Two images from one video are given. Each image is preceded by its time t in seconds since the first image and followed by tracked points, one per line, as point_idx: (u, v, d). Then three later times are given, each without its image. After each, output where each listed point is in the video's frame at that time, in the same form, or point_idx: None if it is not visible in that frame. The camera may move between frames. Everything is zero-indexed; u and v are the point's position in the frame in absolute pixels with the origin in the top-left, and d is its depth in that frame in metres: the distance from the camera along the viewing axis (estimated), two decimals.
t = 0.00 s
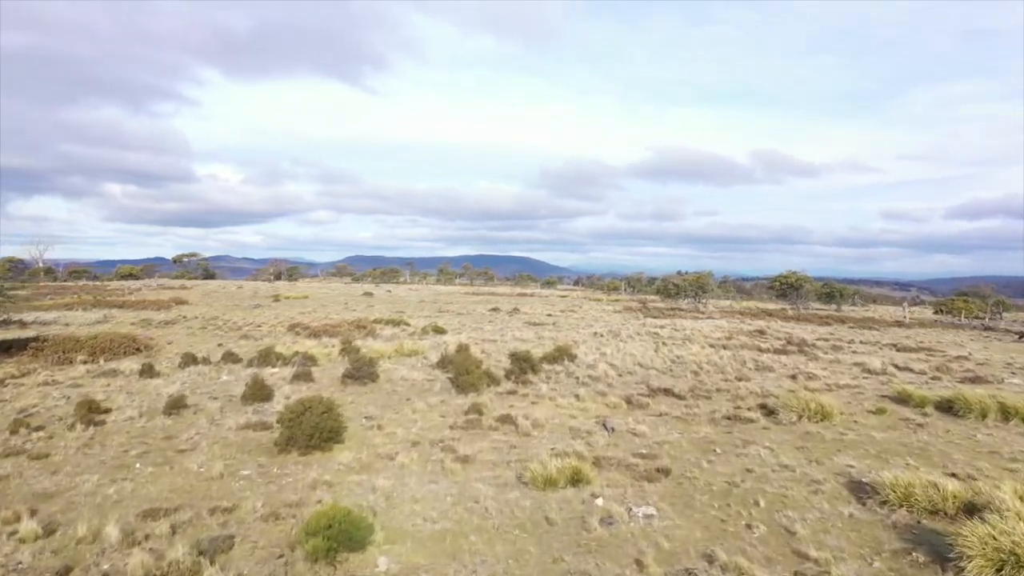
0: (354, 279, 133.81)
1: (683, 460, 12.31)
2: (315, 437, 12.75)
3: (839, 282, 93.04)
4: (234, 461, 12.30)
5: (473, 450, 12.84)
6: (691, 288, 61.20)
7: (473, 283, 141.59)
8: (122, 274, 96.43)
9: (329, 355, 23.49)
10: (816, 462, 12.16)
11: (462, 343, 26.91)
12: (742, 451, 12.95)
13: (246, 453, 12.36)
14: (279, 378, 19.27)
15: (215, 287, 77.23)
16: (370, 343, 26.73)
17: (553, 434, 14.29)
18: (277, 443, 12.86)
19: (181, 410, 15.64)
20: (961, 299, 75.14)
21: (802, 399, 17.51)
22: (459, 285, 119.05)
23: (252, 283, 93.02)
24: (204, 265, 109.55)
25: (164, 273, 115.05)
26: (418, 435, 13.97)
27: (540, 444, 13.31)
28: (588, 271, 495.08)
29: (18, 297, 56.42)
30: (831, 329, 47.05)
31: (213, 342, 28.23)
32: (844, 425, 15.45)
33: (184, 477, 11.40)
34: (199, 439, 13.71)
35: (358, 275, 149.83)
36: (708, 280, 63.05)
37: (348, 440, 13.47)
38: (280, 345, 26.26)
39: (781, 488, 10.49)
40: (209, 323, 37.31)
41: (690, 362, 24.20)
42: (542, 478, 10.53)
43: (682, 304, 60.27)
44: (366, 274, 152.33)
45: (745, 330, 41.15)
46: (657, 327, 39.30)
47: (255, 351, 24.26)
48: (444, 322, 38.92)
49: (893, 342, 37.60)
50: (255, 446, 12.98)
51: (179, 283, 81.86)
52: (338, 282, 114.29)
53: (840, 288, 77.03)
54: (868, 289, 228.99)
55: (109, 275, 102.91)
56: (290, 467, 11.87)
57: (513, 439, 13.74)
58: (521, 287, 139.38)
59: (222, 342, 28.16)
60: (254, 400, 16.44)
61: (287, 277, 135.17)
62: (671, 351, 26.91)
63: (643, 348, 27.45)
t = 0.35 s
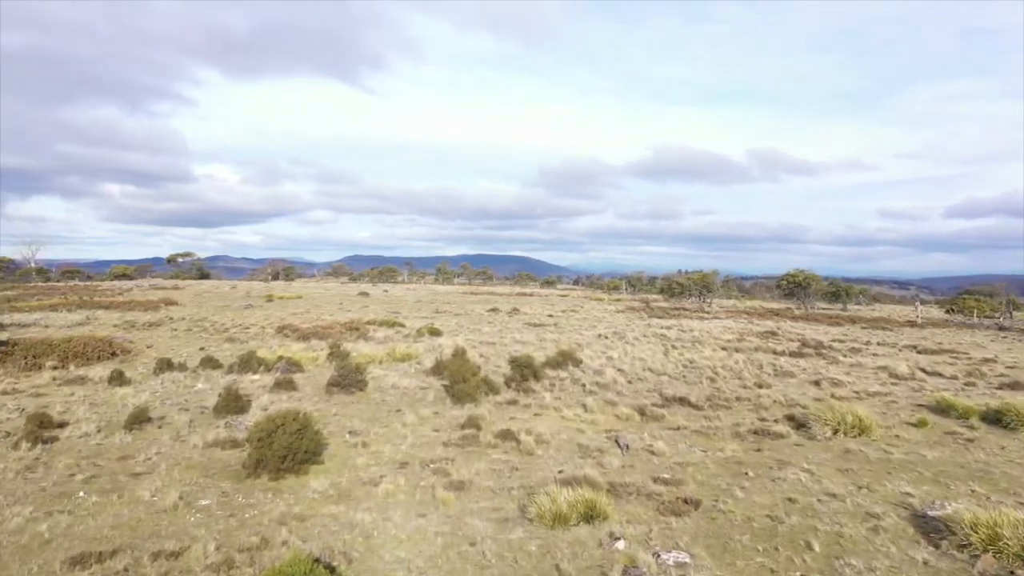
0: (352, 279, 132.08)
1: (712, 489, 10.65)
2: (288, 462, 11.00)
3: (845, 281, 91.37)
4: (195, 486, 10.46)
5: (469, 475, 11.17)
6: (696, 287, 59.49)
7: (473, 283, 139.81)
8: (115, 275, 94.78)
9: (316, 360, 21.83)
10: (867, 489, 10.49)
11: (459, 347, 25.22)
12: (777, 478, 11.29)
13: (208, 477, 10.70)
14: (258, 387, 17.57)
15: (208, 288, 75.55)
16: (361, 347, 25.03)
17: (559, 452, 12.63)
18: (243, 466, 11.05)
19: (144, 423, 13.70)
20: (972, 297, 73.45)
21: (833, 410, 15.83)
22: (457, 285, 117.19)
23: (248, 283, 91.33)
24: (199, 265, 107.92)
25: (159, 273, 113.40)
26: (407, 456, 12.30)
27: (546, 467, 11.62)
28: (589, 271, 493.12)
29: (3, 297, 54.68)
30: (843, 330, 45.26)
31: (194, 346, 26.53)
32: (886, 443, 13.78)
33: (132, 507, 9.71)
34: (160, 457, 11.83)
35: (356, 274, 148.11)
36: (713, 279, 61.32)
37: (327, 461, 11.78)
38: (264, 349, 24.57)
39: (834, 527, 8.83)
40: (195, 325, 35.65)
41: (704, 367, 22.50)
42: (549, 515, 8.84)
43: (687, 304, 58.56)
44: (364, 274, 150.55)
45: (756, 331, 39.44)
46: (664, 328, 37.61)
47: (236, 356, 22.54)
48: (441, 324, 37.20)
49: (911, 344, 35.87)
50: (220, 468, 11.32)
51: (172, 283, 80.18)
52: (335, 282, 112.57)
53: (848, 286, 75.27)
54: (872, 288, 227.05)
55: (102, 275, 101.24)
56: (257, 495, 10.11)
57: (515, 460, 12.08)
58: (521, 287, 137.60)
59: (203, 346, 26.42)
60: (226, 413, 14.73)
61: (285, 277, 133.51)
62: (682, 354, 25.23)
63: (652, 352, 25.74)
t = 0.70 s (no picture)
0: (382, 279, 132.13)
1: (812, 539, 8.47)
2: (295, 495, 9.22)
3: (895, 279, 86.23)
4: (185, 528, 8.57)
5: (510, 514, 9.26)
6: (737, 286, 56.40)
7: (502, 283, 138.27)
8: (152, 277, 96.63)
9: (339, 367, 20.31)
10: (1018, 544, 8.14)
11: (491, 352, 23.41)
12: (890, 524, 9.01)
13: (199, 513, 9.08)
14: (273, 399, 16.06)
15: (240, 289, 75.94)
16: (387, 352, 23.46)
17: (615, 483, 10.61)
18: (243, 502, 9.20)
19: (140, 441, 12.21)
20: None
21: (934, 429, 13.38)
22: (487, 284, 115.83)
23: (278, 284, 91.72)
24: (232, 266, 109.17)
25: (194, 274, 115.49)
26: (435, 486, 10.47)
27: (601, 505, 9.63)
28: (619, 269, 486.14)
29: (42, 301, 55.59)
30: (904, 331, 41.73)
31: (217, 351, 25.47)
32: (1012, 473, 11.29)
33: (105, 554, 7.72)
34: (153, 484, 10.23)
35: (385, 275, 148.38)
36: (756, 277, 58.07)
37: (342, 492, 10.01)
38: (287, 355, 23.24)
39: None
40: (221, 327, 34.88)
41: (764, 375, 20.09)
42: None
43: (728, 304, 55.55)
44: (392, 274, 150.62)
45: (809, 333, 36.49)
46: (709, 330, 35.05)
47: (255, 361, 21.20)
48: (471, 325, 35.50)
49: (988, 347, 32.40)
50: (218, 499, 9.73)
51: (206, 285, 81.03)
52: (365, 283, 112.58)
53: (901, 284, 70.67)
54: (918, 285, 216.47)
55: (140, 277, 103.51)
56: (257, 541, 8.20)
57: (562, 493, 10.14)
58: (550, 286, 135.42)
59: (223, 350, 25.26)
60: (233, 430, 13.19)
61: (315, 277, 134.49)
62: (736, 361, 22.84)
63: (703, 357, 23.45)
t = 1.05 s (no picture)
0: (393, 279, 131.10)
1: None
2: (265, 548, 7.47)
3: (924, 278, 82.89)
4: None
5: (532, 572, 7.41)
6: (761, 286, 54.00)
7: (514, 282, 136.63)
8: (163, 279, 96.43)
9: (340, 376, 18.67)
10: None
11: (506, 359, 21.64)
12: None
13: (148, 569, 7.46)
14: (263, 415, 14.45)
15: (251, 290, 75.23)
16: (393, 358, 21.80)
17: (658, 527, 8.72)
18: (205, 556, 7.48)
19: (99, 468, 10.90)
20: None
21: None
22: (500, 284, 114.35)
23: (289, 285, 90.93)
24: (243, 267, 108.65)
25: (206, 275, 115.38)
26: (441, 529, 8.68)
27: (645, 559, 7.74)
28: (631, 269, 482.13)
29: (51, 302, 55.12)
30: (945, 332, 39.09)
31: (214, 357, 24.05)
32: None
33: None
34: (99, 526, 8.82)
35: (397, 275, 147.47)
36: (780, 276, 55.59)
37: (328, 538, 8.26)
38: (287, 362, 21.70)
39: None
40: (225, 330, 33.61)
41: (810, 385, 17.99)
42: None
43: (751, 305, 53.19)
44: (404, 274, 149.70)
45: (845, 335, 34.11)
46: (737, 333, 32.89)
47: (251, 369, 19.66)
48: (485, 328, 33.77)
49: None
50: (178, 549, 8.07)
51: (217, 286, 80.52)
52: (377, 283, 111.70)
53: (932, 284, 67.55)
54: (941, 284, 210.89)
55: (153, 278, 103.62)
56: None
57: (595, 541, 8.30)
58: (563, 286, 133.48)
59: (221, 357, 23.81)
60: (210, 456, 11.62)
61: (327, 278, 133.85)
62: (775, 368, 20.74)
63: (737, 364, 21.40)
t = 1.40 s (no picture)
0: (393, 279, 129.02)
1: None
2: None
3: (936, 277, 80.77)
4: None
5: None
6: (774, 285, 51.92)
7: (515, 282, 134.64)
8: (156, 279, 94.23)
9: (328, 390, 16.61)
10: None
11: (513, 369, 19.58)
12: None
13: None
14: (234, 440, 12.37)
15: (245, 291, 73.17)
16: (388, 368, 19.73)
17: None
18: None
19: (19, 515, 8.82)
20: None
21: None
22: (501, 284, 112.41)
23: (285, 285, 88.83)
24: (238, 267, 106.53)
25: (200, 275, 113.30)
26: None
27: None
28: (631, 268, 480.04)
29: (34, 303, 52.90)
30: (974, 334, 37.02)
31: (192, 366, 21.95)
32: None
33: None
34: None
35: (396, 275, 145.42)
36: (793, 276, 53.51)
37: None
38: (271, 372, 19.64)
39: None
40: (210, 335, 31.56)
41: (859, 398, 15.89)
42: None
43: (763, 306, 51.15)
44: (403, 274, 147.60)
45: (871, 338, 32.05)
46: (757, 337, 30.81)
47: (227, 382, 17.57)
48: (488, 331, 31.70)
49: None
50: None
51: (210, 287, 78.44)
52: (375, 283, 109.71)
53: (947, 284, 65.50)
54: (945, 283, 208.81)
55: (147, 279, 101.61)
56: None
57: None
58: (565, 286, 131.39)
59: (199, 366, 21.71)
60: (161, 496, 9.55)
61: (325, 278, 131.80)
62: (812, 378, 18.67)
63: (769, 373, 19.33)
